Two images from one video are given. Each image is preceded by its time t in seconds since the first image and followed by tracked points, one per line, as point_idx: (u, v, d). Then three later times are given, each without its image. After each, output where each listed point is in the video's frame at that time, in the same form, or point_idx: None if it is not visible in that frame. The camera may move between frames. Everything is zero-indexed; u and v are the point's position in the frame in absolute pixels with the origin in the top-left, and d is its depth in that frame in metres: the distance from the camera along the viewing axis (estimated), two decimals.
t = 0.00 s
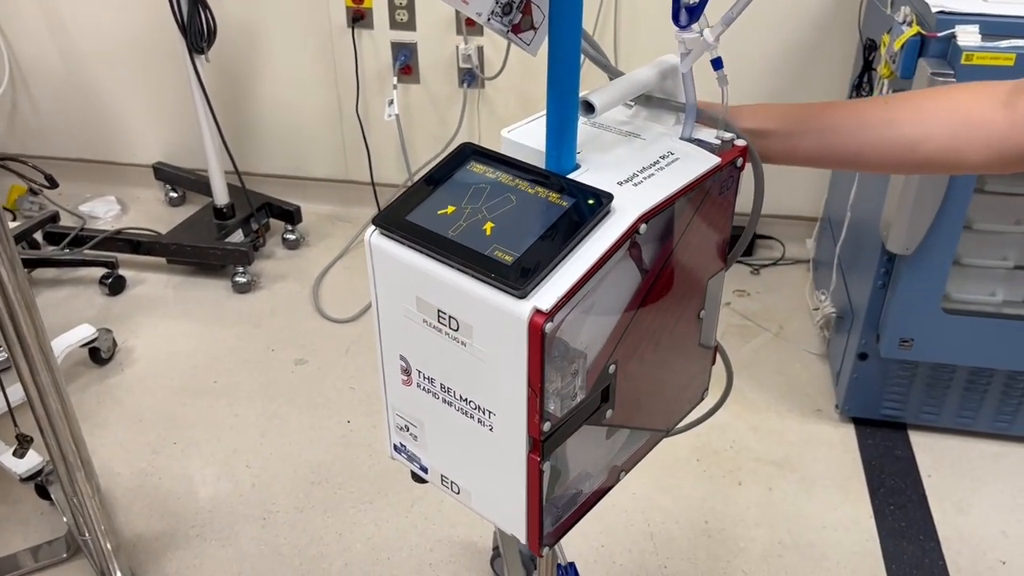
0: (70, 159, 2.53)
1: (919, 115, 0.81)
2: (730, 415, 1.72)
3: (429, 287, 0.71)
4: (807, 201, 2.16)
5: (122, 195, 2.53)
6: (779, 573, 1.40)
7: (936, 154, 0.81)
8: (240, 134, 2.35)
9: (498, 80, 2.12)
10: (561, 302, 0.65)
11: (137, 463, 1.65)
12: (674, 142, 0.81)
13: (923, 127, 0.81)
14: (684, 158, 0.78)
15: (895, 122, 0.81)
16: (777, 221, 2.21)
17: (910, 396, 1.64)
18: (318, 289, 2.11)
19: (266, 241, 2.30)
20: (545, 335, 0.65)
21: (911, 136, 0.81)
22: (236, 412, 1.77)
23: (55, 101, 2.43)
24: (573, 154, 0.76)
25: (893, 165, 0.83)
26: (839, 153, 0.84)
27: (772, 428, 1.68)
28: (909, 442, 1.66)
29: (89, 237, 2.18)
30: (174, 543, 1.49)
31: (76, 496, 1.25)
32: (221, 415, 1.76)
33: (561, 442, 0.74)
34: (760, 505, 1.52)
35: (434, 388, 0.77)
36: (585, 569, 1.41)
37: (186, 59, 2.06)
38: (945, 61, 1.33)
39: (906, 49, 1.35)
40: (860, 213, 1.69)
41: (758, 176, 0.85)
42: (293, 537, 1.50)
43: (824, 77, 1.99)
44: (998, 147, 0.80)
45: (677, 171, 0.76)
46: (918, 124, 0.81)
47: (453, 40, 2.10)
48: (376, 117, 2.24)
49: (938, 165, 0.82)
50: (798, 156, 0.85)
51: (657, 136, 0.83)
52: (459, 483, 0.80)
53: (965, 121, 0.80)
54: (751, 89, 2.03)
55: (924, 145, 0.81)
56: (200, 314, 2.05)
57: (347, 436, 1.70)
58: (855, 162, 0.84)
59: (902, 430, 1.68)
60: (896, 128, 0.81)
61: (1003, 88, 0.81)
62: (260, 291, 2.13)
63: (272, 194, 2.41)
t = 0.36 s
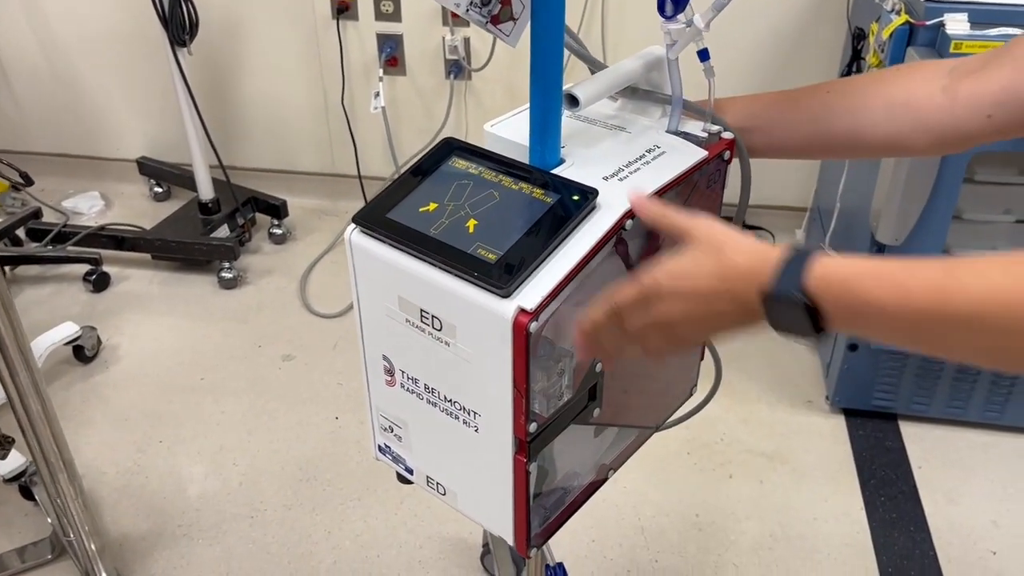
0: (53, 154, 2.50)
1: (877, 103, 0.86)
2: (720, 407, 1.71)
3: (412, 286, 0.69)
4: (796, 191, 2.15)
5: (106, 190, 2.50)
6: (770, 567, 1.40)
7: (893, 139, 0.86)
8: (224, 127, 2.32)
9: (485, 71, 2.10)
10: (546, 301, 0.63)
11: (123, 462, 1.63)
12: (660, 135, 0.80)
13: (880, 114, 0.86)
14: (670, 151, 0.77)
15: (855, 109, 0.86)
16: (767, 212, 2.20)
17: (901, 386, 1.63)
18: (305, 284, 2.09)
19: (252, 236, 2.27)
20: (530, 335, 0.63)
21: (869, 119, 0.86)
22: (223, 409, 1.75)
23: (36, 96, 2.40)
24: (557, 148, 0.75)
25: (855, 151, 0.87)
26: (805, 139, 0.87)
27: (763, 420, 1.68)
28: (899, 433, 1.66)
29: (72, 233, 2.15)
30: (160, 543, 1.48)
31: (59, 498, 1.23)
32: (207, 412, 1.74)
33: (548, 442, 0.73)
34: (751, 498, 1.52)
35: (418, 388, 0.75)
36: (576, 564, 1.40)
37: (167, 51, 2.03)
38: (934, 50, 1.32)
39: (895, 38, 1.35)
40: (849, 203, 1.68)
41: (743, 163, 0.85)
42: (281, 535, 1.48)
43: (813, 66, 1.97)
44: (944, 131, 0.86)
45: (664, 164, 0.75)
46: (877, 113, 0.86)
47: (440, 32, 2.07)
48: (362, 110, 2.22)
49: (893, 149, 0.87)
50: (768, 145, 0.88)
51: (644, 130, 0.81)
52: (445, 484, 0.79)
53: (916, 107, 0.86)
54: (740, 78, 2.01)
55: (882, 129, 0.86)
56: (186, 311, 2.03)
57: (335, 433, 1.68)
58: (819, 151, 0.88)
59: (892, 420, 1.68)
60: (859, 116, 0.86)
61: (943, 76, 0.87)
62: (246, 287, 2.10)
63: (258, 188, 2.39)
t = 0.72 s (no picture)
0: (40, 149, 2.48)
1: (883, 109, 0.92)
2: (712, 399, 1.71)
3: (354, 256, 0.77)
4: (788, 181, 2.14)
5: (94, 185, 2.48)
6: (763, 559, 1.39)
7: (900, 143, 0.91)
8: (212, 121, 2.31)
9: (474, 63, 2.09)
10: (449, 287, 0.69)
11: (112, 459, 1.62)
12: (648, 138, 0.80)
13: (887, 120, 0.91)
14: (648, 155, 0.77)
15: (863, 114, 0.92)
16: (758, 202, 2.19)
17: (893, 375, 1.62)
18: (295, 278, 2.08)
19: (242, 230, 2.26)
20: (429, 316, 0.69)
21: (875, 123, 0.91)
22: (213, 405, 1.74)
23: (22, 90, 2.38)
24: (525, 140, 0.78)
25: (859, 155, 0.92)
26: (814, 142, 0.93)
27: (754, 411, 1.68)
28: (891, 423, 1.66)
29: (60, 229, 2.14)
30: (150, 540, 1.47)
31: (45, 496, 1.22)
32: (197, 408, 1.73)
33: (465, 426, 0.79)
34: (743, 490, 1.51)
35: (366, 353, 0.84)
36: (568, 558, 1.40)
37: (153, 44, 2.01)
38: (923, 39, 1.31)
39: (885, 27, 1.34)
40: (841, 193, 1.67)
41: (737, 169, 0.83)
42: (272, 531, 1.48)
43: (803, 55, 1.96)
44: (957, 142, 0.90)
45: (629, 165, 0.76)
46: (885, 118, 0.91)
47: (429, 23, 2.06)
48: (351, 103, 2.20)
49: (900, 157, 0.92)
50: (779, 145, 0.94)
51: (631, 131, 0.81)
52: (388, 444, 0.88)
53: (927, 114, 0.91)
54: (730, 68, 2.00)
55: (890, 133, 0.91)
56: (175, 306, 2.02)
57: (326, 428, 1.68)
58: (826, 154, 0.93)
59: (884, 411, 1.68)
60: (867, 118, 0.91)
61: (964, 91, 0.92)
62: (236, 282, 2.09)
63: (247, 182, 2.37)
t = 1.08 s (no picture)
0: (36, 144, 2.47)
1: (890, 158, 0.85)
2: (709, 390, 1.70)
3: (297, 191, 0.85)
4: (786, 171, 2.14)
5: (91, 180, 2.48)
6: (759, 549, 1.39)
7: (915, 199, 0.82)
8: (208, 115, 2.30)
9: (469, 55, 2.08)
10: (314, 231, 0.74)
11: (109, 453, 1.62)
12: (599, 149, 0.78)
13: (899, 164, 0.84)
14: (582, 164, 0.75)
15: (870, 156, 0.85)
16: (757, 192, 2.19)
17: (890, 365, 1.63)
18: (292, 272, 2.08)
19: (238, 224, 2.26)
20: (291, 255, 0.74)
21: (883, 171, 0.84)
22: (210, 399, 1.74)
23: (18, 85, 2.38)
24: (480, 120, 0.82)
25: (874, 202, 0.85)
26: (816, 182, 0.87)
27: (750, 402, 1.67)
28: (889, 413, 1.65)
29: (56, 224, 2.13)
30: (147, 534, 1.47)
31: (40, 491, 1.22)
32: (195, 402, 1.73)
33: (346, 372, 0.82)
34: (740, 480, 1.51)
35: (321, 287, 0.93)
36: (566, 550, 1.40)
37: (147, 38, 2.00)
38: (918, 26, 1.31)
39: (880, 14, 1.35)
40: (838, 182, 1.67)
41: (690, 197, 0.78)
42: (269, 524, 1.48)
43: (801, 44, 1.95)
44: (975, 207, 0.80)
45: (544, 162, 0.76)
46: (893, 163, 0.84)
47: (424, 15, 2.05)
48: (346, 96, 2.19)
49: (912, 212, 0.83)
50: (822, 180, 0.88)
51: (591, 138, 0.80)
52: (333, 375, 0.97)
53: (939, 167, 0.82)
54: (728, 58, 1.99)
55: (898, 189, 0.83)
56: (172, 300, 2.02)
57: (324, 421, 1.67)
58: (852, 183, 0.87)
59: (881, 401, 1.68)
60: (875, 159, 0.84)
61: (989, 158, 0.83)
62: (232, 276, 2.09)
63: (243, 176, 2.37)
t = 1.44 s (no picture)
0: (37, 138, 2.48)
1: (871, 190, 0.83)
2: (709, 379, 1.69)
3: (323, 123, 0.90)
4: (788, 160, 2.12)
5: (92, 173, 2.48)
6: (759, 538, 1.38)
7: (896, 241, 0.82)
8: (208, 107, 2.30)
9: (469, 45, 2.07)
10: (264, 157, 0.78)
11: (109, 444, 1.62)
12: (524, 154, 0.72)
13: (877, 202, 0.82)
14: (493, 165, 0.70)
15: (846, 195, 0.84)
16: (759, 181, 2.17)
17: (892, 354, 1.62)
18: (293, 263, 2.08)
19: (239, 217, 2.26)
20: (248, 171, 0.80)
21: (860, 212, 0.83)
22: (210, 390, 1.74)
23: (20, 79, 2.38)
24: (452, 99, 0.79)
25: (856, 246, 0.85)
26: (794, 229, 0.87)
27: (750, 391, 1.66)
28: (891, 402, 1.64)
29: (57, 217, 2.14)
30: (146, 523, 1.47)
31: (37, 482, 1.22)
32: (195, 393, 1.73)
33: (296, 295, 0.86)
34: (740, 469, 1.50)
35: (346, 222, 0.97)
36: (565, 539, 1.39)
37: (146, 30, 1.99)
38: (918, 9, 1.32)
39: None
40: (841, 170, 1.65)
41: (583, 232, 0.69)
42: (268, 514, 1.48)
43: (803, 32, 1.93)
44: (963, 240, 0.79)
45: (461, 153, 0.72)
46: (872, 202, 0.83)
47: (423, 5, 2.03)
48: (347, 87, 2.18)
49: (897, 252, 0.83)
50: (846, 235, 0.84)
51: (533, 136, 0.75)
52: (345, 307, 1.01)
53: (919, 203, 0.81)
54: (729, 45, 1.98)
55: (880, 233, 0.83)
56: (173, 292, 2.02)
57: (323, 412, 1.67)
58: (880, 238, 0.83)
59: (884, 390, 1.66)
60: (849, 200, 0.83)
61: (981, 179, 0.80)
62: (233, 268, 2.09)
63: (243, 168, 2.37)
